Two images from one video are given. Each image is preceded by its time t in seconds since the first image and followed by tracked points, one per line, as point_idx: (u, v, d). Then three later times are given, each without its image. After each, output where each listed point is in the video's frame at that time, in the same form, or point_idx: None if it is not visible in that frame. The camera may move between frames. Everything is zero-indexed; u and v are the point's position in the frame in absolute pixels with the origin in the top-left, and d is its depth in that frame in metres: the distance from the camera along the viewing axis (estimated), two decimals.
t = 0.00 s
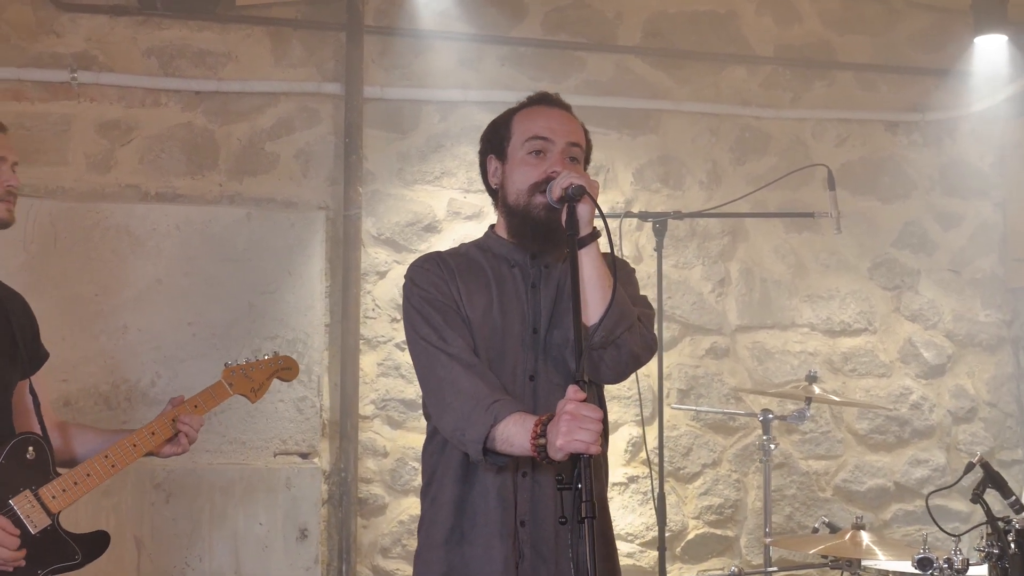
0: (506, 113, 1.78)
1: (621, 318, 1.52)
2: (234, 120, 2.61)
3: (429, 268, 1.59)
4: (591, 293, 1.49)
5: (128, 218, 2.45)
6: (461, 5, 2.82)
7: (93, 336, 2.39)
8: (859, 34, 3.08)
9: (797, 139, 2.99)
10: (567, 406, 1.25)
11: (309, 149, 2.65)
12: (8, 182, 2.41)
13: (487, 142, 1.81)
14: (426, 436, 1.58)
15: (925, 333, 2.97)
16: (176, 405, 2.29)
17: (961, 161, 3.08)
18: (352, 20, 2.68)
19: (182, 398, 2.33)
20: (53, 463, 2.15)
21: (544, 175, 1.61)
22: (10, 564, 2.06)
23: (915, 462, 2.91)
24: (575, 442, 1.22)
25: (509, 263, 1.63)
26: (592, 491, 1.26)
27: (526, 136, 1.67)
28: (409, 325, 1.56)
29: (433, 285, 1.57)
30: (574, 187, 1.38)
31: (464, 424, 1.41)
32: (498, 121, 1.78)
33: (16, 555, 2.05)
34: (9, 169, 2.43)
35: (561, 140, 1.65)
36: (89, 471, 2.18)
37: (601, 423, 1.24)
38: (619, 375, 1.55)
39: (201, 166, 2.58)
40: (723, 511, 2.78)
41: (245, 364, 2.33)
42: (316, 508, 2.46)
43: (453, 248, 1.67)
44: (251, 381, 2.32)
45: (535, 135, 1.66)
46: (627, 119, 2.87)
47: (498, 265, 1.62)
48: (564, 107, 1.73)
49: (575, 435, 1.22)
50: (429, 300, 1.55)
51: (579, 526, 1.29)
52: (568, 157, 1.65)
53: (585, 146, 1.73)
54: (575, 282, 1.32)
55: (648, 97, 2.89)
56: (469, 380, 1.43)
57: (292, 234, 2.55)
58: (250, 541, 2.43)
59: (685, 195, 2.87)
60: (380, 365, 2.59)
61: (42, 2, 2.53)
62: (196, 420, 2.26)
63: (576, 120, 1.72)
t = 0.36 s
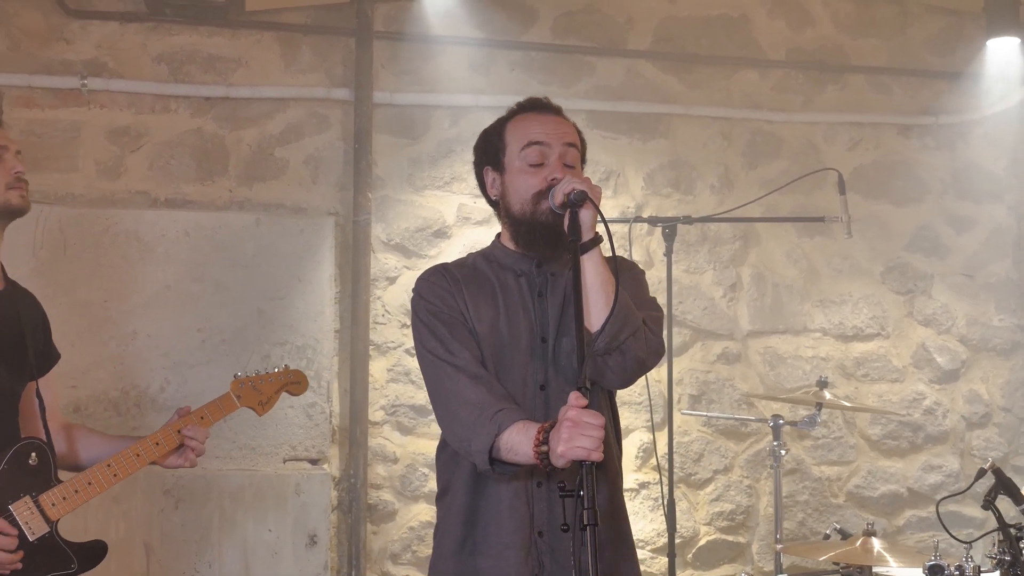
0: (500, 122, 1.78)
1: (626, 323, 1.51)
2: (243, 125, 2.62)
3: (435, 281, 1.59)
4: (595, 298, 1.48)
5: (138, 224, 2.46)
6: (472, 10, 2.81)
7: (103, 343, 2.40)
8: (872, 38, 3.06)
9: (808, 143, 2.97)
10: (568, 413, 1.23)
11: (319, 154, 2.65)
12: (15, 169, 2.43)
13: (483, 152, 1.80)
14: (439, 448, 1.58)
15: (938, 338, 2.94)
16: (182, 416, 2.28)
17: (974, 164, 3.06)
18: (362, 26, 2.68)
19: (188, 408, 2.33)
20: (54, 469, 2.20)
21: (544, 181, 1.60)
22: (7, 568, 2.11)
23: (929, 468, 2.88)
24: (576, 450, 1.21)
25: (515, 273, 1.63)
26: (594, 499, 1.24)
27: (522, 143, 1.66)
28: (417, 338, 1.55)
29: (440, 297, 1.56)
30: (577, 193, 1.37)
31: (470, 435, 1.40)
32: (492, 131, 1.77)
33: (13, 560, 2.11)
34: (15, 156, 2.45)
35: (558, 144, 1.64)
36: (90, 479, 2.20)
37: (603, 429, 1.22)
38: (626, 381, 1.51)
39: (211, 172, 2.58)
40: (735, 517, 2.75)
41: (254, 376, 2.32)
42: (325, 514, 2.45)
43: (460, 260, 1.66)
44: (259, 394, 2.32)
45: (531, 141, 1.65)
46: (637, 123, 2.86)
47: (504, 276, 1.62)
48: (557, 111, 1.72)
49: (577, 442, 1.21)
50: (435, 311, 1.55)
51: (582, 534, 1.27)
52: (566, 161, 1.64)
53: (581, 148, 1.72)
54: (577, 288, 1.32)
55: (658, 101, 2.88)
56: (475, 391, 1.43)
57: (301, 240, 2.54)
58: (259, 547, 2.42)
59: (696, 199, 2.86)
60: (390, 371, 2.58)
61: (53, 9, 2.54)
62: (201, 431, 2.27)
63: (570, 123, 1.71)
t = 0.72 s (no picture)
0: (495, 122, 1.78)
1: (625, 318, 1.50)
2: (249, 124, 2.62)
3: (435, 286, 1.60)
4: (592, 295, 1.48)
5: (143, 223, 2.46)
6: (477, 7, 2.80)
7: (109, 341, 2.41)
8: (880, 33, 3.05)
9: (816, 140, 2.96)
10: (563, 412, 1.23)
11: (324, 152, 2.65)
12: (14, 181, 2.44)
13: (478, 152, 1.80)
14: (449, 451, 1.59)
15: (947, 335, 2.93)
16: (182, 405, 2.28)
17: (984, 160, 3.03)
18: (367, 24, 2.68)
19: (189, 398, 2.33)
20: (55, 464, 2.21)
21: (541, 179, 1.60)
22: (12, 564, 2.11)
23: (938, 466, 2.87)
24: (571, 448, 1.21)
25: (516, 274, 1.62)
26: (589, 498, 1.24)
27: (517, 142, 1.66)
28: (420, 345, 1.57)
29: (440, 303, 1.58)
30: (572, 189, 1.37)
31: (469, 439, 1.42)
32: (488, 131, 1.78)
33: (16, 554, 2.11)
34: (14, 166, 2.46)
35: (553, 142, 1.65)
36: (92, 471, 2.20)
37: (598, 427, 1.22)
38: (628, 376, 1.50)
39: (216, 170, 2.59)
40: (742, 515, 2.74)
41: (252, 363, 2.32)
42: (330, 512, 2.46)
43: (460, 263, 1.67)
44: (259, 380, 2.31)
45: (526, 140, 1.65)
46: (643, 120, 2.85)
47: (504, 277, 1.62)
48: (552, 109, 1.73)
49: (571, 440, 1.21)
50: (436, 318, 1.56)
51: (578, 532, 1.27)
52: (563, 158, 1.65)
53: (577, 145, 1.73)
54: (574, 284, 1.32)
55: (664, 98, 2.87)
56: (473, 396, 1.45)
57: (306, 239, 2.55)
58: (265, 545, 2.43)
59: (702, 196, 2.85)
60: (396, 369, 2.58)
61: (58, 9, 2.55)
62: (201, 419, 2.27)
63: (565, 121, 1.71)
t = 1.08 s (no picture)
0: (491, 123, 1.78)
1: (616, 319, 1.49)
2: (252, 126, 2.62)
3: (431, 288, 1.61)
4: (582, 299, 1.48)
5: (146, 225, 2.47)
6: (481, 8, 2.80)
7: (112, 344, 2.41)
8: (886, 33, 3.03)
9: (821, 140, 2.94)
10: (550, 413, 1.25)
11: (327, 155, 2.65)
12: (9, 178, 2.42)
13: (474, 155, 1.81)
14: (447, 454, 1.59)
15: (955, 336, 2.91)
16: (179, 410, 2.23)
17: (992, 160, 3.01)
18: (369, 25, 2.68)
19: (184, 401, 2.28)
20: (51, 469, 2.14)
21: (533, 182, 1.60)
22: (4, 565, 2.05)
23: (945, 467, 2.85)
24: (557, 451, 1.22)
25: (512, 277, 1.63)
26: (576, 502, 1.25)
27: (511, 146, 1.66)
28: (415, 347, 1.58)
29: (435, 306, 1.58)
30: (561, 192, 1.37)
31: (460, 441, 1.43)
32: (483, 134, 1.78)
33: (9, 556, 2.04)
34: (9, 165, 2.44)
35: (547, 146, 1.65)
36: (87, 476, 2.16)
37: (585, 429, 1.24)
38: (619, 379, 1.49)
39: (220, 173, 2.59)
40: (747, 517, 2.73)
41: (251, 370, 2.29)
42: (333, 514, 2.46)
43: (457, 266, 1.67)
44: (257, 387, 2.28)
45: (519, 142, 1.65)
46: (647, 120, 2.84)
47: (499, 280, 1.62)
48: (546, 112, 1.73)
49: (557, 442, 1.22)
50: (431, 320, 1.57)
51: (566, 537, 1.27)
52: (556, 161, 1.64)
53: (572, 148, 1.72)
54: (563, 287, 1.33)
55: (669, 99, 2.86)
56: (465, 398, 1.45)
57: (310, 240, 2.55)
58: (268, 547, 2.43)
59: (707, 197, 2.84)
60: (399, 371, 2.57)
61: (63, 12, 2.56)
62: (198, 424, 2.22)
63: (560, 123, 1.71)
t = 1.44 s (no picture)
0: (488, 127, 1.79)
1: (601, 326, 1.49)
2: (255, 131, 2.63)
3: (423, 287, 1.61)
4: (567, 303, 1.49)
5: (149, 230, 2.48)
6: (483, 13, 2.81)
7: (114, 348, 2.42)
8: (890, 35, 3.02)
9: (825, 143, 2.93)
10: (534, 419, 1.27)
11: (329, 159, 2.66)
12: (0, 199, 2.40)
13: (472, 158, 1.81)
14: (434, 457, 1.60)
15: (960, 338, 2.88)
16: (171, 414, 2.30)
17: (997, 162, 2.99)
18: (371, 30, 2.69)
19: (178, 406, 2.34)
20: (44, 475, 2.23)
21: (524, 187, 1.61)
22: None
23: (951, 471, 2.82)
24: (541, 456, 1.24)
25: (504, 280, 1.63)
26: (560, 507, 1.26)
27: (505, 150, 1.67)
28: (405, 344, 1.58)
29: (427, 304, 1.59)
30: (546, 197, 1.41)
31: (445, 441, 1.44)
32: (481, 137, 1.79)
33: None
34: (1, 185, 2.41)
35: (541, 151, 1.65)
36: (79, 480, 2.22)
37: (569, 435, 1.26)
38: (603, 386, 1.49)
39: (222, 177, 2.60)
40: (751, 521, 2.71)
41: (244, 372, 2.33)
42: (335, 517, 2.47)
43: (450, 266, 1.68)
44: (250, 389, 2.32)
45: (513, 146, 1.66)
46: (649, 123, 2.84)
47: (491, 283, 1.63)
48: (544, 116, 1.73)
49: (541, 448, 1.24)
50: (422, 318, 1.57)
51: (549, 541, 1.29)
52: (550, 166, 1.65)
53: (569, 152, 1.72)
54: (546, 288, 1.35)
55: (671, 102, 2.86)
56: (452, 397, 1.46)
57: (311, 245, 2.56)
58: (269, 550, 2.44)
59: (710, 200, 2.83)
60: (401, 374, 2.57)
61: (66, 18, 2.57)
62: (189, 428, 2.29)
63: (557, 128, 1.71)
